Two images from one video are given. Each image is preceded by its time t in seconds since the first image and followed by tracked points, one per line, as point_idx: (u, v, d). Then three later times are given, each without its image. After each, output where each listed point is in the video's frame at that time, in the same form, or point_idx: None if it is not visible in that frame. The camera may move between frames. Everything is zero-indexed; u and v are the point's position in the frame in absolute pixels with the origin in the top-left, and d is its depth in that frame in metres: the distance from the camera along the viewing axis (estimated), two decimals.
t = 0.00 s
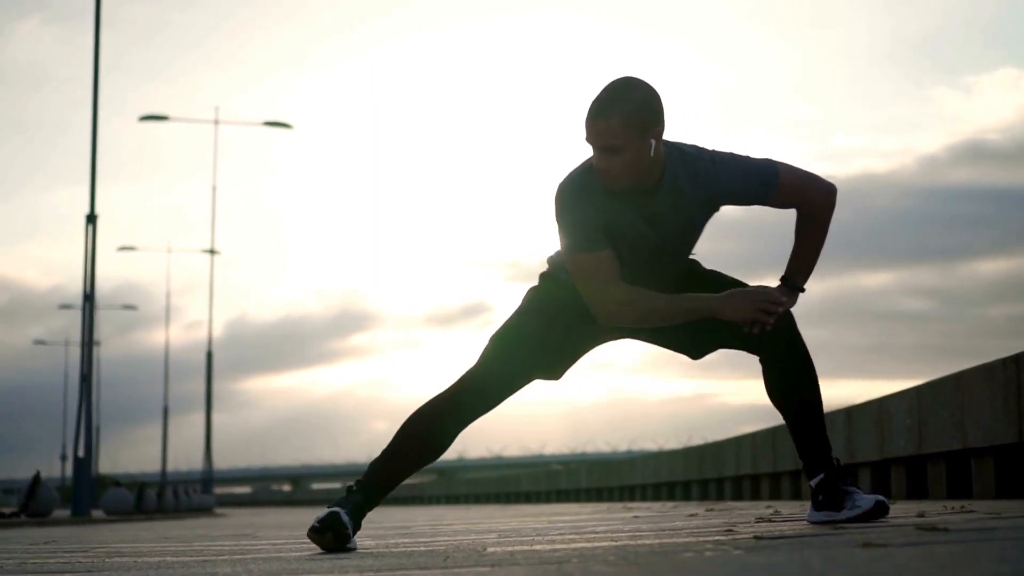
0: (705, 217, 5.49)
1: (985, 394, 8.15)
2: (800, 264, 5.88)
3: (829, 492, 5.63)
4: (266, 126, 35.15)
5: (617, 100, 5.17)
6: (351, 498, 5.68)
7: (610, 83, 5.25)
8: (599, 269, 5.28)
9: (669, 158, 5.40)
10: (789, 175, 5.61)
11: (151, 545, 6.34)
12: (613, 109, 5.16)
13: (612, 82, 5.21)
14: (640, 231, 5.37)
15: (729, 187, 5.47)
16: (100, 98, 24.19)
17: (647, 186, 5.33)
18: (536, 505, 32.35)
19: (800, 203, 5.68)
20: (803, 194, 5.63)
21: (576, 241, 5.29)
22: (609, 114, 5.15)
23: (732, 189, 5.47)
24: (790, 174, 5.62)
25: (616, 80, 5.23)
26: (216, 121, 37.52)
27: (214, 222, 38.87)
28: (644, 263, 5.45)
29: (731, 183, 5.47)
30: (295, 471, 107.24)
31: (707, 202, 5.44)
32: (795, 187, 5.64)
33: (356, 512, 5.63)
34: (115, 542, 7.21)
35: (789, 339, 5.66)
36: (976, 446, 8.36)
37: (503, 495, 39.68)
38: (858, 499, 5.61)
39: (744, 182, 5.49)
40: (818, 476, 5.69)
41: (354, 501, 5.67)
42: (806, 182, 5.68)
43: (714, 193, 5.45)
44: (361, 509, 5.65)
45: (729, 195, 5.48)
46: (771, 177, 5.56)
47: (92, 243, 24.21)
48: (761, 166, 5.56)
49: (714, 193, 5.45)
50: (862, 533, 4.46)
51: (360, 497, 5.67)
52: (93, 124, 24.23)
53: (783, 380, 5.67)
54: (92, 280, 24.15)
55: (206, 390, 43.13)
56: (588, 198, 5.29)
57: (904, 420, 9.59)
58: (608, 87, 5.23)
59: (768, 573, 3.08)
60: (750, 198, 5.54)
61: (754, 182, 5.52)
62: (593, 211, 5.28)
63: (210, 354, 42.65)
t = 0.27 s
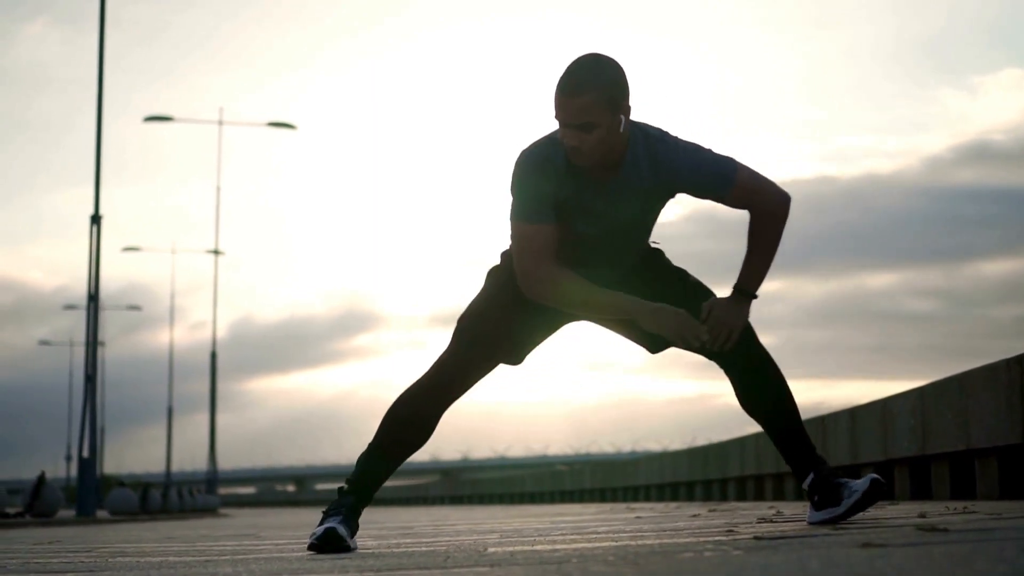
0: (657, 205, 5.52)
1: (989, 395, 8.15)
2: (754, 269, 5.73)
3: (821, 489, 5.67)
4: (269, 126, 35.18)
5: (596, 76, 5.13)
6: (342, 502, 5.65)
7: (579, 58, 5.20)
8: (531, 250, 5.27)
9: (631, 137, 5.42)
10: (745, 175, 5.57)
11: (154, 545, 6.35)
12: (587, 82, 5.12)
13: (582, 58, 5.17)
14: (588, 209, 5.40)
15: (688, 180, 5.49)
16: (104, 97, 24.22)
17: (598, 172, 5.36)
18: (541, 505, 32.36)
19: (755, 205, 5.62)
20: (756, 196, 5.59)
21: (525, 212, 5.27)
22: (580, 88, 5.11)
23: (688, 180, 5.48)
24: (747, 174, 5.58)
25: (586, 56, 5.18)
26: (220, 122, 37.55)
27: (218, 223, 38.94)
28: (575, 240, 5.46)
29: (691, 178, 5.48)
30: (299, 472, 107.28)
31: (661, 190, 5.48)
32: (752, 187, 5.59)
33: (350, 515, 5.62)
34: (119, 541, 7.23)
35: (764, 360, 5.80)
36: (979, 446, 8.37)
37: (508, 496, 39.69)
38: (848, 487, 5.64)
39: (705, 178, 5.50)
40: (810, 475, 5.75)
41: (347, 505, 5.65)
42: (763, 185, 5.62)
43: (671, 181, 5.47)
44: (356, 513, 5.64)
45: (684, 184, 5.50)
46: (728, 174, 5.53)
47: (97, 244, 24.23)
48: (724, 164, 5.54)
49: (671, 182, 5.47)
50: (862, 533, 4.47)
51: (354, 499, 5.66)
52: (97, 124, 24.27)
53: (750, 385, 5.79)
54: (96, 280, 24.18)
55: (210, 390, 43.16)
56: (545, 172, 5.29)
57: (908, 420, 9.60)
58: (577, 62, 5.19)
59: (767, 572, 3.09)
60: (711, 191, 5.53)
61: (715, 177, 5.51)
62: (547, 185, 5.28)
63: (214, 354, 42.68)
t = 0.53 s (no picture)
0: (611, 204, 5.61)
1: (990, 395, 8.15)
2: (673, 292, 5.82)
3: (814, 484, 5.72)
4: (271, 126, 35.19)
5: (571, 61, 5.26)
6: (337, 502, 5.55)
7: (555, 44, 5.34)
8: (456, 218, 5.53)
9: (592, 127, 5.55)
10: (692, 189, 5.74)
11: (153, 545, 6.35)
12: (556, 66, 5.26)
13: (561, 46, 5.30)
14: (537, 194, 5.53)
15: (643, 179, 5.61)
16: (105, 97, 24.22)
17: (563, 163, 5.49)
18: (543, 505, 32.36)
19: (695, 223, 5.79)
20: (697, 217, 5.75)
21: (469, 181, 5.49)
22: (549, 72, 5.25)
23: (641, 178, 5.59)
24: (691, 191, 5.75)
25: (563, 44, 5.31)
26: (220, 122, 37.56)
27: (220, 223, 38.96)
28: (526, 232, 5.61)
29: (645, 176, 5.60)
30: (301, 472, 107.30)
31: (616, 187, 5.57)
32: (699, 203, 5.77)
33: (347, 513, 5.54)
34: (119, 542, 7.23)
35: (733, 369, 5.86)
36: (980, 446, 8.36)
37: (510, 496, 39.69)
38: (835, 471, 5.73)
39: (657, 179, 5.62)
40: (797, 473, 5.81)
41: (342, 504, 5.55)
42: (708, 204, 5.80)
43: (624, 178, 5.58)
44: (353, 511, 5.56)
45: (637, 181, 5.62)
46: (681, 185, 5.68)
47: (98, 244, 24.22)
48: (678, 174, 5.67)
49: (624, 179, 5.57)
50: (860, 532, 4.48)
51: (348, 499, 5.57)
52: (98, 123, 24.27)
53: (715, 383, 5.82)
54: (97, 280, 24.18)
55: (212, 390, 43.17)
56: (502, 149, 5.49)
57: (909, 420, 9.60)
58: (554, 48, 5.32)
59: (764, 572, 3.10)
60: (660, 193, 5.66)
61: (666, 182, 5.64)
62: (501, 161, 5.49)
63: (216, 354, 42.68)
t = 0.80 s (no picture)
0: (567, 212, 5.62)
1: (991, 395, 8.16)
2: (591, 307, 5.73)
3: (808, 481, 5.88)
4: (273, 126, 35.21)
5: (559, 61, 5.34)
6: (336, 502, 5.53)
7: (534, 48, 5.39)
8: (393, 202, 5.48)
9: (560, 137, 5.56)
10: (638, 219, 5.68)
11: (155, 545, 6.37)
12: (545, 66, 5.32)
13: (545, 49, 5.36)
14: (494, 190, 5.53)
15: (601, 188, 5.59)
16: (106, 97, 24.23)
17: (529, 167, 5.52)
18: (546, 505, 32.37)
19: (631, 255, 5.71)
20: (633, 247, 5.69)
21: (427, 169, 5.45)
22: (541, 72, 5.31)
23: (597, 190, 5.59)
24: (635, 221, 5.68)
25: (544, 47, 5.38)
26: (222, 122, 37.60)
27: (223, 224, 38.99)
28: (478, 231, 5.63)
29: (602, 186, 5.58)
30: (303, 472, 107.34)
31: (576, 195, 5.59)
32: (639, 235, 5.69)
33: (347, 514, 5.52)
34: (122, 542, 7.25)
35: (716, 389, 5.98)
36: (981, 446, 8.38)
37: (512, 496, 39.70)
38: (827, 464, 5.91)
39: (612, 191, 5.60)
40: (790, 476, 5.96)
41: (342, 505, 5.52)
42: (648, 238, 5.72)
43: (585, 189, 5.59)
44: (353, 511, 5.53)
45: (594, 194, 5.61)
46: (628, 212, 5.65)
47: (101, 245, 24.23)
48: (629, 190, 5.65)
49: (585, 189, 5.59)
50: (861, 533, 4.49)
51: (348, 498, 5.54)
52: (100, 124, 24.28)
53: (697, 400, 5.96)
54: (99, 280, 24.20)
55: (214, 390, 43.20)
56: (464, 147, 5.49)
57: (910, 420, 9.61)
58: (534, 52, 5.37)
59: (766, 572, 3.11)
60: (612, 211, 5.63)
61: (619, 196, 5.61)
62: (459, 160, 5.48)
63: (218, 355, 42.71)
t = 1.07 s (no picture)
0: (539, 232, 5.53)
1: (996, 395, 8.15)
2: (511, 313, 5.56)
3: (812, 478, 5.90)
4: (278, 127, 35.23)
5: (547, 76, 5.31)
6: (338, 503, 5.53)
7: (514, 61, 5.35)
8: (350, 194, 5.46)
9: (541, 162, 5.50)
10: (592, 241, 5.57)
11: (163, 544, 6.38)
12: (534, 80, 5.27)
13: (530, 61, 5.32)
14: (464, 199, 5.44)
15: (570, 205, 5.52)
16: (111, 97, 24.27)
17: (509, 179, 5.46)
18: (551, 505, 32.39)
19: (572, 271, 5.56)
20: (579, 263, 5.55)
21: (399, 175, 5.42)
22: (531, 86, 5.26)
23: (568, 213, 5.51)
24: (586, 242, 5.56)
25: (527, 60, 5.34)
26: (227, 122, 37.62)
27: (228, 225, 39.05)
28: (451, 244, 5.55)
29: (571, 204, 5.51)
30: (308, 472, 107.43)
31: (548, 213, 5.50)
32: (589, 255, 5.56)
33: (351, 514, 5.52)
34: (129, 542, 7.27)
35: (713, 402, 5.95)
36: (986, 447, 8.37)
37: (517, 496, 39.71)
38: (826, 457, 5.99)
39: (581, 211, 5.53)
40: (791, 475, 5.94)
41: (345, 505, 5.52)
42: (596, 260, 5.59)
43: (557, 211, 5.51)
44: (357, 510, 5.53)
45: (565, 218, 5.52)
46: (581, 232, 5.55)
47: (106, 245, 24.27)
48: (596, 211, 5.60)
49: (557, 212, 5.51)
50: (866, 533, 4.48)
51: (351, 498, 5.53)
52: (105, 124, 24.31)
53: (685, 414, 5.92)
54: (104, 280, 24.24)
55: (219, 390, 43.26)
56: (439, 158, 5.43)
57: (915, 420, 9.60)
58: (518, 64, 5.32)
59: (771, 572, 3.10)
60: (574, 231, 5.54)
61: (586, 216, 5.54)
62: (429, 170, 5.43)
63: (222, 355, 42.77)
